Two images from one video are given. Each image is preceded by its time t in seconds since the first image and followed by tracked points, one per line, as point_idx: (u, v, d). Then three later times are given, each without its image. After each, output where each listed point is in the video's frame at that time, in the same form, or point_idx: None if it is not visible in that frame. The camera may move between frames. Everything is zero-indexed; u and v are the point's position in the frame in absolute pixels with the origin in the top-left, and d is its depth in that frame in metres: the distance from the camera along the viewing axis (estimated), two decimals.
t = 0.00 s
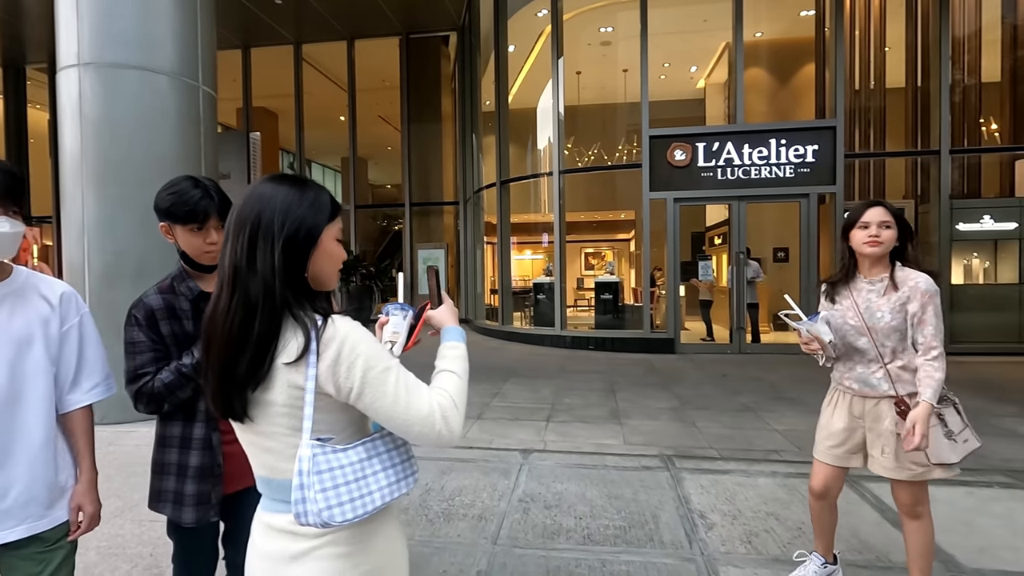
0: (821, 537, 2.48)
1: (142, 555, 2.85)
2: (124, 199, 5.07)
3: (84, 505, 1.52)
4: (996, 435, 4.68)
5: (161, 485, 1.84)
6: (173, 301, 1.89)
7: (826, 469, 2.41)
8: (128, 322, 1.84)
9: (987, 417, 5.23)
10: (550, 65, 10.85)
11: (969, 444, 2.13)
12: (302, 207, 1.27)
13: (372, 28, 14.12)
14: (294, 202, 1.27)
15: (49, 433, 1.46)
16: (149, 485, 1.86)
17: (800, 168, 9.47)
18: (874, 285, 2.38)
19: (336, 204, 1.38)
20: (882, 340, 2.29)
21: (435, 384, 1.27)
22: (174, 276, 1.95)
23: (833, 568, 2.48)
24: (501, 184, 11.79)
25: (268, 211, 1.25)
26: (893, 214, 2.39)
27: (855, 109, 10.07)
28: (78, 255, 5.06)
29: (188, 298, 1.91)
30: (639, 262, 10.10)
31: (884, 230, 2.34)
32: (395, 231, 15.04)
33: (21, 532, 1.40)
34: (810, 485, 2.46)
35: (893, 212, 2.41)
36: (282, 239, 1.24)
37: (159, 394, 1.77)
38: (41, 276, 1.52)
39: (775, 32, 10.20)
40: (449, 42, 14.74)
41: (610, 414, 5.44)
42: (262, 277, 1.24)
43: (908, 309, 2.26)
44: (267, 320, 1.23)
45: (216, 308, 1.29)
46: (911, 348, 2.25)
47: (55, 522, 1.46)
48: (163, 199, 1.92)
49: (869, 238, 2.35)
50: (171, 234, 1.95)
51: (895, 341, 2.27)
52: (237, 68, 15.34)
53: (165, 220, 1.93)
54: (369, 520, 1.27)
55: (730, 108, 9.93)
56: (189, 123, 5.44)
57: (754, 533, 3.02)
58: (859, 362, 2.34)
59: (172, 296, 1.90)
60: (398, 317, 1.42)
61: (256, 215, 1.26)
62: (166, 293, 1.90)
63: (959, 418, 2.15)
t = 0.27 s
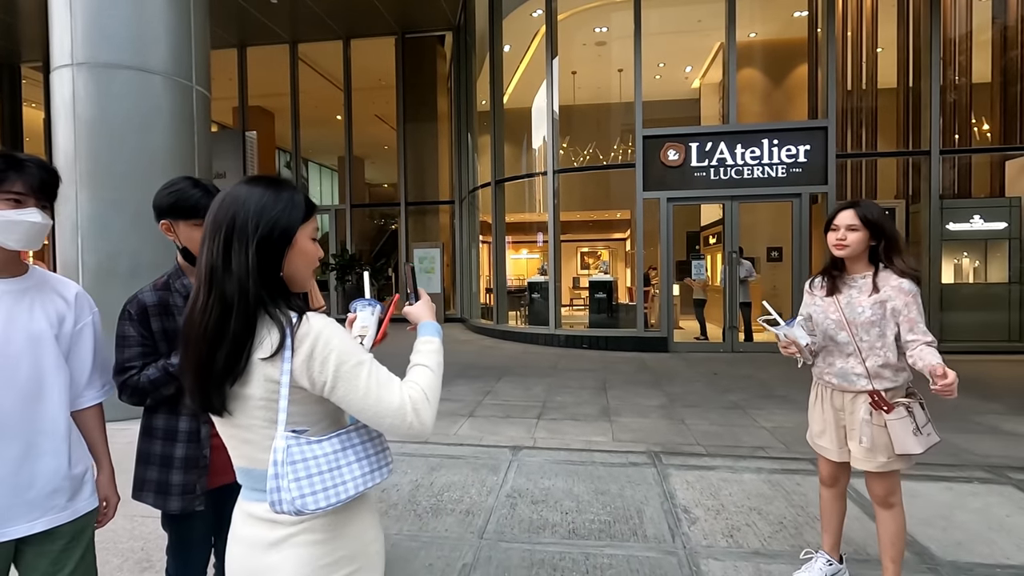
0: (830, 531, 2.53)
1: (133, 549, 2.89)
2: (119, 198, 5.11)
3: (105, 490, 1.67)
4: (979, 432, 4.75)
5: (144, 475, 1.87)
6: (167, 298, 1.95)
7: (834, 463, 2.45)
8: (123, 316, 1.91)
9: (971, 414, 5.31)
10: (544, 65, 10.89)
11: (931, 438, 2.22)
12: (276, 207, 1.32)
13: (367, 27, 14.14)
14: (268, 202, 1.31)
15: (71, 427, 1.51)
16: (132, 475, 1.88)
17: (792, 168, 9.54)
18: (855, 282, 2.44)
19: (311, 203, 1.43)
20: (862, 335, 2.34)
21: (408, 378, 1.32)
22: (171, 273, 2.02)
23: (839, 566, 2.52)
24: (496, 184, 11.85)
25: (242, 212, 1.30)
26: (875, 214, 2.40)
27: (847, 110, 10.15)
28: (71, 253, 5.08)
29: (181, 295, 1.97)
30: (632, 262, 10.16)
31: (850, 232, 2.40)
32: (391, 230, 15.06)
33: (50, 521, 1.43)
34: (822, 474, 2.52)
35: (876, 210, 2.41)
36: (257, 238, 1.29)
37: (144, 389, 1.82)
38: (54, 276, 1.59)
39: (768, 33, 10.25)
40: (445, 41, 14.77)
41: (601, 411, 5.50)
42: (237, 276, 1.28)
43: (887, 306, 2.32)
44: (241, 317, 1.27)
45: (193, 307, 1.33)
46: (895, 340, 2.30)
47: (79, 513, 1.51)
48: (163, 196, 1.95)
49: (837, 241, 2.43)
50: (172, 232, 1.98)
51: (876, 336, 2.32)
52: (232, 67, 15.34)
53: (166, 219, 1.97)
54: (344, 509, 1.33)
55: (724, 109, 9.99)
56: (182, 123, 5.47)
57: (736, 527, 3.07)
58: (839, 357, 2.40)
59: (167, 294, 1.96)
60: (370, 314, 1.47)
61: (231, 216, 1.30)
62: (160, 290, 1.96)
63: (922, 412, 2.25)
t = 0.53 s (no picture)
0: (811, 526, 2.58)
1: (123, 546, 2.91)
2: (112, 197, 5.12)
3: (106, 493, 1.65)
4: (966, 430, 4.80)
5: (139, 469, 1.88)
6: (165, 296, 1.95)
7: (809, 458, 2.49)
8: (119, 312, 1.91)
9: (959, 412, 5.35)
10: (540, 65, 10.92)
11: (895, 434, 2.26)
12: (258, 207, 1.35)
13: (363, 26, 14.14)
14: (249, 203, 1.34)
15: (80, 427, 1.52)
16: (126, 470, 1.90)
17: (786, 168, 9.57)
18: (824, 282, 2.49)
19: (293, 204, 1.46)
20: (827, 331, 2.39)
21: (386, 375, 1.34)
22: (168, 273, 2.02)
23: (821, 561, 2.55)
24: (492, 183, 11.88)
25: (223, 212, 1.33)
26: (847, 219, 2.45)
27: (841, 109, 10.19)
28: (63, 251, 5.08)
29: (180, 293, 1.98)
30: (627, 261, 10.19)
31: (817, 236, 2.48)
32: (388, 229, 15.06)
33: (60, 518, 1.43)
34: (800, 467, 2.58)
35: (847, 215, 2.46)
36: (238, 237, 1.32)
37: (134, 385, 1.83)
38: (59, 277, 1.60)
39: (764, 33, 10.27)
40: (441, 40, 14.78)
41: (593, 409, 5.53)
42: (217, 274, 1.31)
43: (849, 302, 2.36)
44: (220, 315, 1.30)
45: (176, 304, 1.36)
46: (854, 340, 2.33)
47: (84, 513, 1.51)
48: (169, 197, 2.00)
49: (808, 244, 2.52)
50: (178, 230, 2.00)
51: (838, 333, 2.36)
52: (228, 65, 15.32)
53: (173, 217, 2.00)
54: (321, 503, 1.35)
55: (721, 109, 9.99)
56: (175, 122, 5.48)
57: (722, 523, 3.10)
58: (808, 351, 2.46)
59: (164, 292, 1.96)
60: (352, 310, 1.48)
61: (214, 216, 1.33)
62: (158, 288, 1.96)
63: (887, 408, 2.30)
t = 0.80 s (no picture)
0: (796, 523, 2.62)
1: (116, 544, 2.93)
2: (106, 196, 5.13)
3: (98, 493, 1.66)
4: (956, 429, 4.83)
5: (146, 467, 1.89)
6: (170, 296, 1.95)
7: (787, 457, 2.55)
8: (124, 314, 1.93)
9: (950, 412, 5.39)
10: (536, 64, 10.94)
11: (859, 435, 2.32)
12: (252, 211, 1.37)
13: (360, 24, 14.13)
14: (244, 207, 1.36)
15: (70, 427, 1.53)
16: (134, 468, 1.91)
17: (781, 168, 9.60)
18: (799, 284, 2.59)
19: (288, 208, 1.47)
20: (797, 331, 2.50)
21: (374, 376, 1.36)
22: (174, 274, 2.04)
23: (806, 559, 2.58)
24: (488, 182, 11.90)
25: (219, 215, 1.35)
26: (825, 225, 2.52)
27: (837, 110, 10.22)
28: (58, 250, 5.08)
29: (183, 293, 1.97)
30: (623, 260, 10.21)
31: (794, 240, 2.55)
32: (386, 228, 15.06)
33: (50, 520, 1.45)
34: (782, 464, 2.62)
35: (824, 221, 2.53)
36: (231, 240, 1.33)
37: (144, 383, 1.86)
38: (49, 275, 1.60)
39: (760, 33, 10.30)
40: (438, 39, 14.79)
41: (587, 408, 5.56)
42: (210, 275, 1.32)
43: (821, 304, 2.45)
44: (212, 315, 1.31)
45: (169, 302, 1.38)
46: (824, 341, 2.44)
47: (74, 513, 1.52)
48: (171, 202, 2.01)
49: (785, 248, 2.60)
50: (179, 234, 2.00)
51: (806, 333, 2.47)
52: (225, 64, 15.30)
53: (175, 221, 2.00)
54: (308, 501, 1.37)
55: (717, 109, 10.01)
56: (170, 122, 5.49)
57: (711, 521, 3.13)
58: (782, 351, 2.57)
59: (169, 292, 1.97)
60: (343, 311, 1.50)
61: (210, 217, 1.35)
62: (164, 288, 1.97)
63: (853, 409, 2.35)
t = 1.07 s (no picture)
0: (787, 520, 2.63)
1: (110, 541, 2.93)
2: (102, 193, 5.12)
3: (71, 495, 1.57)
4: (950, 428, 4.86)
5: (135, 460, 1.89)
6: (165, 290, 1.96)
7: (776, 454, 2.56)
8: (118, 306, 1.93)
9: (944, 410, 5.42)
10: (534, 64, 10.96)
11: (841, 431, 2.32)
12: (258, 210, 1.37)
13: (358, 23, 14.11)
14: (250, 205, 1.37)
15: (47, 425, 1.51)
16: (121, 461, 1.91)
17: (778, 167, 9.63)
18: (788, 280, 2.62)
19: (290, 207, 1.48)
20: (785, 327, 2.53)
21: (373, 370, 1.38)
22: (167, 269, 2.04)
23: (798, 555, 2.59)
24: (486, 181, 11.91)
25: (225, 212, 1.35)
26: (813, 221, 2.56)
27: (834, 109, 10.24)
28: (54, 247, 5.09)
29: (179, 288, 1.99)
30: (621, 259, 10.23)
31: (782, 236, 2.58)
32: (384, 227, 15.06)
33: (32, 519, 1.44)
34: (773, 461, 2.62)
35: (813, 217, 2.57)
36: (236, 238, 1.34)
37: (138, 376, 1.87)
38: (18, 269, 1.56)
39: (758, 33, 10.31)
40: (436, 38, 14.79)
41: (582, 407, 5.57)
42: (214, 271, 1.33)
43: (809, 297, 2.47)
44: (215, 310, 1.31)
45: (171, 297, 1.38)
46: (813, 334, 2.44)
47: (56, 509, 1.53)
48: (167, 197, 1.99)
49: (774, 245, 2.63)
50: (173, 229, 2.00)
51: (794, 327, 2.50)
52: (222, 62, 15.28)
53: (169, 216, 1.99)
54: (308, 492, 1.38)
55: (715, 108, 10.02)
56: (167, 120, 5.48)
57: (705, 518, 3.15)
58: (769, 347, 2.60)
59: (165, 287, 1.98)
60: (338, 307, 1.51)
61: (215, 214, 1.36)
62: (158, 282, 1.97)
63: (838, 407, 2.35)
